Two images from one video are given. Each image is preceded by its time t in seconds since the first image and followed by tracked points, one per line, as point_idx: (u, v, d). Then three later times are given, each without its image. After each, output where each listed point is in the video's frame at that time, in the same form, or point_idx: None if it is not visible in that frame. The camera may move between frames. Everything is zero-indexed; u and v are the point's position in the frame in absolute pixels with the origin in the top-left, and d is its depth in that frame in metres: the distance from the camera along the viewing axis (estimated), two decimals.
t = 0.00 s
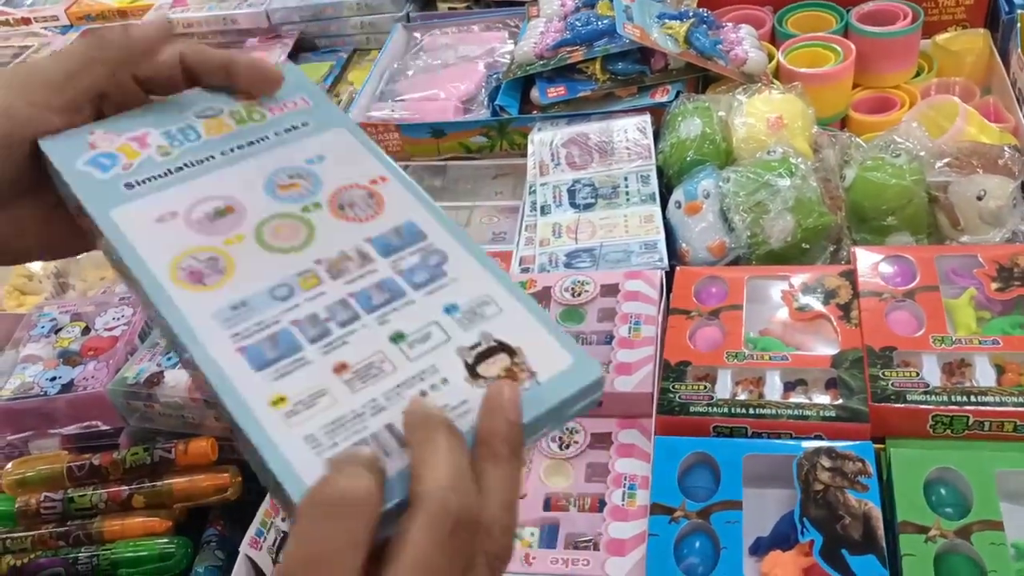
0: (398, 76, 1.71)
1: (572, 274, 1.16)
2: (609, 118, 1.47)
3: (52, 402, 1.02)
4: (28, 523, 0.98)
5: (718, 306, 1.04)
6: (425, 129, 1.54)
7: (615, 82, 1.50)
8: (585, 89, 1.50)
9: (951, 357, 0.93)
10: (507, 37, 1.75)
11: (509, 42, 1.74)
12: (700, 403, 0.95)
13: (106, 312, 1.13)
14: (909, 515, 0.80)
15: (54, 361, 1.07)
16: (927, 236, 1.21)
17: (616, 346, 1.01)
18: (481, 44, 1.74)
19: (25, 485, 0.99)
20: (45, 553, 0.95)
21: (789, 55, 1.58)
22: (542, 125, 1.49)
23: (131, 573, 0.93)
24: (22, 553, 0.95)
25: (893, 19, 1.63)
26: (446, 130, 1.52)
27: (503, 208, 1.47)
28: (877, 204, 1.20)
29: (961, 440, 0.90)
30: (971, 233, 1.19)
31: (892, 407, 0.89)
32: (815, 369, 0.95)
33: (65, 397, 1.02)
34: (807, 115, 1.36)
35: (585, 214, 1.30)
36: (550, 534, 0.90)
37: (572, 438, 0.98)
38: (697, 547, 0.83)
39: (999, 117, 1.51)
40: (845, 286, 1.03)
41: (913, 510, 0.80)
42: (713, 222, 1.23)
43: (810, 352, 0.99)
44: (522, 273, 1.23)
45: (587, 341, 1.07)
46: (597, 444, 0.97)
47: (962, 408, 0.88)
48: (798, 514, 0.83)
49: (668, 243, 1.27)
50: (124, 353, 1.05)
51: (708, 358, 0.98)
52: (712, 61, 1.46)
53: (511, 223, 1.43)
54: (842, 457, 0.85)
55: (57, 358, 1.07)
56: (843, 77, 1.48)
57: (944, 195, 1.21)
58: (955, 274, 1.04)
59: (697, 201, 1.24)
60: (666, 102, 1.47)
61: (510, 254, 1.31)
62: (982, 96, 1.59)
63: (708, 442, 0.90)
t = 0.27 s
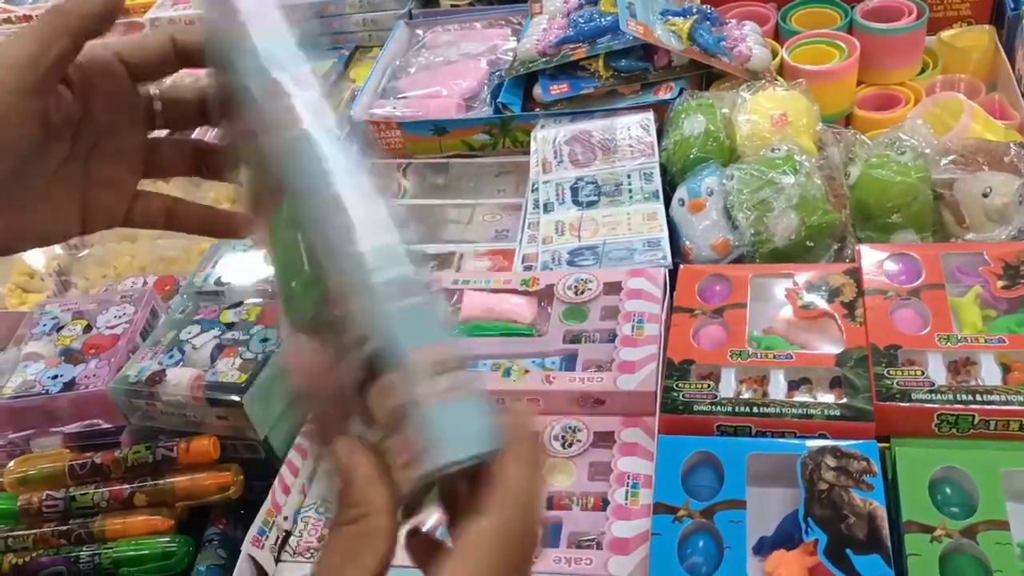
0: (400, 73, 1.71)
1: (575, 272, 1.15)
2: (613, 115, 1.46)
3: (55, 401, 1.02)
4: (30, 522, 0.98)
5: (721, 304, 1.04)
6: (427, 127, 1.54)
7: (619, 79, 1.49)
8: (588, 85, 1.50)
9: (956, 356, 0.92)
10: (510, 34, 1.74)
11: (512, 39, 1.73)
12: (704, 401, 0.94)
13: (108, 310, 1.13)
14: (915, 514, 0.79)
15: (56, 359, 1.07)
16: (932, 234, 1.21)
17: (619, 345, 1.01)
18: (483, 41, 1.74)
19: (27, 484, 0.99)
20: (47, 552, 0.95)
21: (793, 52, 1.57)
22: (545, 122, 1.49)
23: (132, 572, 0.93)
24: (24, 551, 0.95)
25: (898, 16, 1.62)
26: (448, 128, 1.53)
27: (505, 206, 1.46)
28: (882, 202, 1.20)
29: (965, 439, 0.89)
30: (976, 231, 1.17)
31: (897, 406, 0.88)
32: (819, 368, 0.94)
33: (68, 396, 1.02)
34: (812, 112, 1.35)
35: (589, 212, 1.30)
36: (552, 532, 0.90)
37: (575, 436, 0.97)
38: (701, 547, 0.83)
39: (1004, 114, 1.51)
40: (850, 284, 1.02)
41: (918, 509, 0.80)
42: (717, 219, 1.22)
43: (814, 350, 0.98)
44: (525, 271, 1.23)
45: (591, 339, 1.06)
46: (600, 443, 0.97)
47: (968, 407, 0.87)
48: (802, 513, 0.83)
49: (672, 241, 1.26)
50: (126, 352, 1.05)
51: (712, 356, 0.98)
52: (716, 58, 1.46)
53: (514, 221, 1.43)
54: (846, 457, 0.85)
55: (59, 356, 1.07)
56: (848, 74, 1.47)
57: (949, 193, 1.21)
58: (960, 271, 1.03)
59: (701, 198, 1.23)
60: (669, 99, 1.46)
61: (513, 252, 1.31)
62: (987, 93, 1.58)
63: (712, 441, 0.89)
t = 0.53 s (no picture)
0: (402, 69, 1.70)
1: (579, 269, 1.15)
2: (616, 111, 1.46)
3: (55, 398, 1.02)
4: (32, 519, 0.97)
5: (726, 301, 1.03)
6: (429, 123, 1.53)
7: (622, 75, 1.49)
8: (590, 82, 1.49)
9: (963, 353, 0.92)
10: (512, 30, 1.73)
11: (514, 34, 1.73)
12: (709, 399, 0.94)
13: (109, 308, 1.13)
14: (921, 512, 0.79)
15: (57, 356, 1.07)
16: (937, 230, 1.20)
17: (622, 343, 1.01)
18: (486, 36, 1.73)
19: (29, 481, 0.99)
20: (49, 549, 0.95)
21: (797, 48, 1.56)
22: (548, 118, 1.48)
23: (135, 569, 0.93)
24: (26, 549, 0.95)
25: (902, 11, 1.61)
26: (450, 124, 1.53)
27: (507, 202, 1.46)
28: (887, 198, 1.19)
29: (972, 436, 0.88)
30: (981, 228, 1.16)
31: (903, 403, 0.88)
32: (825, 365, 0.94)
33: (69, 393, 1.01)
34: (816, 108, 1.34)
35: (592, 209, 1.29)
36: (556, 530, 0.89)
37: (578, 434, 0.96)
38: (706, 545, 0.82)
39: (1009, 110, 1.50)
40: (855, 281, 1.02)
41: (925, 507, 0.79)
42: (721, 216, 1.21)
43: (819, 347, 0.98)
44: (527, 268, 1.22)
45: (595, 337, 1.06)
46: (605, 440, 0.95)
47: (975, 404, 0.87)
48: (808, 511, 0.82)
49: (675, 238, 1.26)
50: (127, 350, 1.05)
51: (716, 353, 0.97)
52: (720, 54, 1.45)
53: (517, 217, 1.42)
54: (852, 454, 0.84)
55: (60, 353, 1.07)
56: (852, 70, 1.46)
57: (955, 189, 1.20)
58: (966, 268, 1.02)
59: (705, 194, 1.23)
60: (673, 95, 1.46)
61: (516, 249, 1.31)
62: (992, 89, 1.57)
63: (717, 438, 0.89)
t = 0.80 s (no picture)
0: (400, 65, 1.70)
1: (578, 266, 1.14)
2: (616, 107, 1.45)
3: (53, 397, 1.02)
4: (30, 519, 0.97)
5: (726, 299, 1.03)
6: (427, 120, 1.53)
7: (621, 71, 1.48)
8: (590, 78, 1.49)
9: (965, 350, 0.91)
10: (511, 26, 1.73)
11: (513, 30, 1.72)
12: (710, 397, 0.94)
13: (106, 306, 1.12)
14: (923, 511, 0.78)
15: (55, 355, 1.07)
16: (939, 227, 1.19)
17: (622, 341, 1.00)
18: (485, 32, 1.73)
19: (26, 481, 0.98)
20: (47, 549, 0.94)
21: (798, 44, 1.56)
22: (548, 115, 1.48)
23: (134, 569, 0.92)
24: (25, 549, 0.94)
25: (904, 6, 1.60)
26: (449, 121, 1.51)
27: (506, 200, 1.46)
28: (888, 194, 1.18)
29: (975, 435, 0.88)
30: (983, 224, 1.16)
31: (904, 401, 0.87)
32: (826, 363, 0.93)
33: (65, 392, 1.02)
34: (817, 104, 1.34)
35: (592, 206, 1.29)
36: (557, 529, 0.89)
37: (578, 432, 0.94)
38: (707, 544, 0.82)
39: (1011, 105, 1.49)
40: (857, 278, 1.01)
41: (927, 506, 0.78)
42: (722, 212, 1.21)
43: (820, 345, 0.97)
44: (527, 265, 1.22)
45: (595, 335, 1.05)
46: (605, 438, 0.94)
47: (977, 403, 0.86)
48: (810, 510, 0.82)
49: (676, 235, 1.25)
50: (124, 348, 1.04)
51: (717, 351, 0.97)
52: (721, 49, 1.44)
53: (516, 214, 1.42)
54: (854, 452, 0.84)
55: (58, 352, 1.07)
56: (853, 66, 1.46)
57: (957, 185, 1.19)
58: (968, 265, 1.02)
59: (705, 191, 1.22)
60: (673, 91, 1.45)
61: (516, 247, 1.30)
62: (993, 85, 1.57)
63: (718, 437, 0.89)
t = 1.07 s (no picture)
0: (398, 63, 1.69)
1: (575, 265, 1.15)
2: (613, 105, 1.45)
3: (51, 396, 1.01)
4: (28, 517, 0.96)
5: (724, 297, 1.03)
6: (424, 119, 1.53)
7: (619, 69, 1.48)
8: (587, 76, 1.49)
9: (962, 348, 0.91)
10: (508, 24, 1.72)
11: (510, 28, 1.72)
12: (706, 395, 0.94)
13: (103, 305, 1.12)
14: (920, 509, 0.78)
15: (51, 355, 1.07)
16: (936, 225, 1.19)
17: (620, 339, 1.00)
18: (481, 30, 1.72)
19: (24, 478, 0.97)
20: (42, 549, 0.94)
21: (795, 41, 1.55)
22: (545, 113, 1.47)
23: (131, 568, 0.93)
24: (21, 549, 0.95)
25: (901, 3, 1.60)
26: (446, 119, 1.52)
27: (503, 198, 1.45)
28: (886, 192, 1.18)
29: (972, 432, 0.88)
30: (980, 222, 1.15)
31: (901, 399, 0.87)
32: (823, 361, 0.93)
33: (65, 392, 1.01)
34: (814, 101, 1.34)
35: (589, 204, 1.29)
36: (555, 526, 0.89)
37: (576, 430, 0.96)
38: (704, 542, 0.82)
39: (1008, 102, 1.49)
40: (854, 276, 1.01)
41: (924, 504, 0.78)
42: (719, 211, 1.21)
43: (817, 343, 0.97)
44: (524, 264, 1.22)
45: (591, 334, 1.06)
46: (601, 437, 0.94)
47: (974, 400, 0.86)
48: (807, 508, 0.82)
49: (673, 233, 1.25)
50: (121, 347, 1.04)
51: (714, 350, 0.97)
52: (718, 47, 1.44)
53: (513, 212, 1.42)
54: (851, 450, 0.84)
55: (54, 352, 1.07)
56: (850, 63, 1.46)
57: (953, 182, 1.19)
58: (965, 263, 1.01)
59: (702, 189, 1.22)
60: (670, 89, 1.45)
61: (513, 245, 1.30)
62: (990, 82, 1.56)
63: (714, 435, 0.89)
